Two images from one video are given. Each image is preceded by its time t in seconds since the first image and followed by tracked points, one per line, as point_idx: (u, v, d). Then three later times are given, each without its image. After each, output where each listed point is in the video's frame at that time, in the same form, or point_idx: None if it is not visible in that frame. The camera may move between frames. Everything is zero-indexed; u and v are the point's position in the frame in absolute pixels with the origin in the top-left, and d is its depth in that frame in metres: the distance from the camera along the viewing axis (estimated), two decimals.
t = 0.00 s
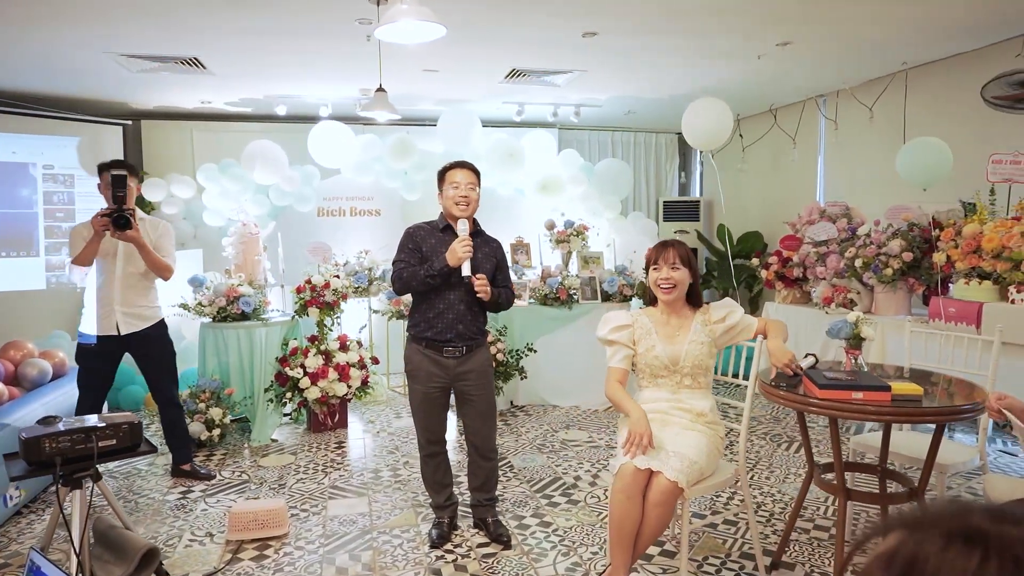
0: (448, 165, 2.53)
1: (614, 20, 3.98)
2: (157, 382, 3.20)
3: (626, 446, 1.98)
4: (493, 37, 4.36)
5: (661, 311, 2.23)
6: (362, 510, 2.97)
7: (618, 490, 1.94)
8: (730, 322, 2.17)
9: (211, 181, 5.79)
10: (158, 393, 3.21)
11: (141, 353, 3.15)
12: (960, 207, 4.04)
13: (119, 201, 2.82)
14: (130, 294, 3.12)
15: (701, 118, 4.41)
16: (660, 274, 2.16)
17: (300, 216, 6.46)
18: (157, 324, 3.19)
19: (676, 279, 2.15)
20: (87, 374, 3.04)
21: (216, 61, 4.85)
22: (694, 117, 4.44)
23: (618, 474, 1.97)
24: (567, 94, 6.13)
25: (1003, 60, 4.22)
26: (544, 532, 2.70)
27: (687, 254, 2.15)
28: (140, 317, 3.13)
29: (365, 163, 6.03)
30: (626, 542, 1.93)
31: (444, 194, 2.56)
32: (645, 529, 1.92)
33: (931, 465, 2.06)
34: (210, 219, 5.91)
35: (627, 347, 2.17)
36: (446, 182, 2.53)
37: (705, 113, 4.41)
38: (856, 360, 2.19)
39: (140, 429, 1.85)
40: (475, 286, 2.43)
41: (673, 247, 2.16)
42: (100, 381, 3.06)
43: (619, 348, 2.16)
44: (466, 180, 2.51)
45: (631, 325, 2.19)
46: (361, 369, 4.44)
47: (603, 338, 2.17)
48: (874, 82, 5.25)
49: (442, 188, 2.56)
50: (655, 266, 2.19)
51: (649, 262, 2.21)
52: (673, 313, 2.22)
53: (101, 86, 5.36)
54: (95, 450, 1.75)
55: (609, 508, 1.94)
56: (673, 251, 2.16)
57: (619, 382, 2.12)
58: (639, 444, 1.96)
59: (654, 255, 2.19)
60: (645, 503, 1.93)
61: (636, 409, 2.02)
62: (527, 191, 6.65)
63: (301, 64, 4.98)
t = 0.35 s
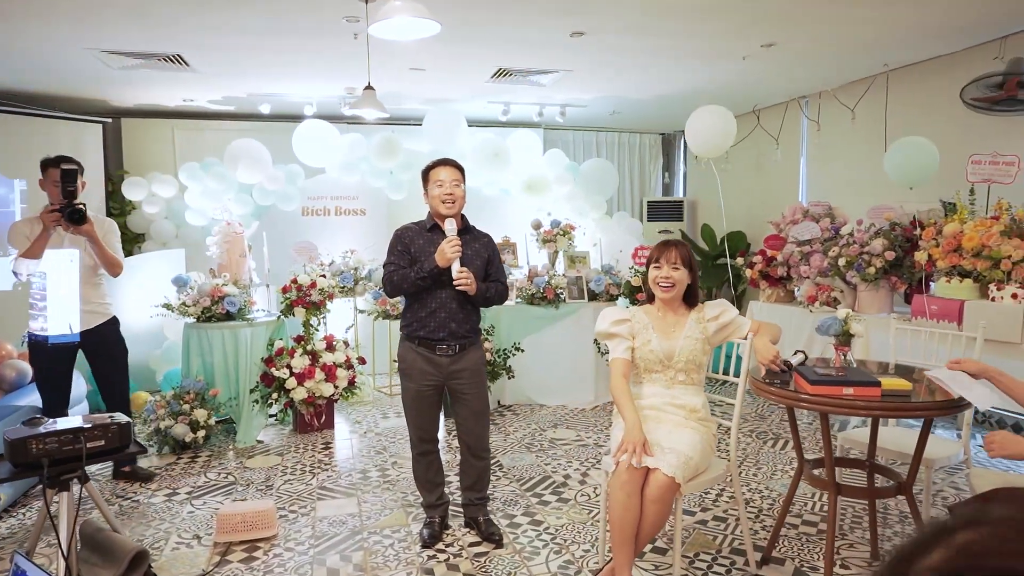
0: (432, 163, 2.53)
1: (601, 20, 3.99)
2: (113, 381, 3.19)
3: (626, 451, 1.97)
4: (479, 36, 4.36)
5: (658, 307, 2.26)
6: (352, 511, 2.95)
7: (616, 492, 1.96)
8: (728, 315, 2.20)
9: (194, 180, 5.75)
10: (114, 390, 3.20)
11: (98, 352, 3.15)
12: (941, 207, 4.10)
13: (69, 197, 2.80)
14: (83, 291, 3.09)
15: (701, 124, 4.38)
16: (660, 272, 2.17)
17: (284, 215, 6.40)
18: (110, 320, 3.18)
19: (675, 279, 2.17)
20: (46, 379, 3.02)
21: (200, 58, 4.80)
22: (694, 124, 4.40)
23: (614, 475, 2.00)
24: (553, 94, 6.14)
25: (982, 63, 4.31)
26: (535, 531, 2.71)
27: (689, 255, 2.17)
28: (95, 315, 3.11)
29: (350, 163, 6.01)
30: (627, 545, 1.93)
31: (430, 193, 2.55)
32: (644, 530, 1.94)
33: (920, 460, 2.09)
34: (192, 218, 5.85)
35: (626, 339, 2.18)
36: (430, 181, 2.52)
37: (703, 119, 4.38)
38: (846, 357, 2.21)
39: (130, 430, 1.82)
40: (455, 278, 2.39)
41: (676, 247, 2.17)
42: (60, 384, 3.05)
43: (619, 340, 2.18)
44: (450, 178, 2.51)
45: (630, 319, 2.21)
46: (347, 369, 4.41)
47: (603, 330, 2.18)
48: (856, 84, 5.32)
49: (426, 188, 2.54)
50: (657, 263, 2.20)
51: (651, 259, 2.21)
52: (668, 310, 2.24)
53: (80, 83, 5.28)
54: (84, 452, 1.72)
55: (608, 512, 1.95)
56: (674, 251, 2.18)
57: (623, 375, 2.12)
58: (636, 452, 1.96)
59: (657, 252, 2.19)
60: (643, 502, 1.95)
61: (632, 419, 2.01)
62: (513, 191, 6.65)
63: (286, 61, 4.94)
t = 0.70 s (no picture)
0: (417, 162, 2.51)
1: (586, 21, 4.01)
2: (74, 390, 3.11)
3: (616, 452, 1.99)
4: (463, 36, 4.34)
5: (652, 305, 2.28)
6: (339, 513, 2.93)
7: (609, 494, 1.97)
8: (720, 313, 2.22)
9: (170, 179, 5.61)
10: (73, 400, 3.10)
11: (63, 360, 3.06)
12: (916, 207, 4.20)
13: (39, 200, 2.62)
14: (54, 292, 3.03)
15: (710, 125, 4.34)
16: (661, 271, 2.20)
17: (263, 214, 6.31)
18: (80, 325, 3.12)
19: (675, 279, 2.20)
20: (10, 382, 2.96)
21: (177, 55, 4.72)
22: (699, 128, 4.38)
23: (606, 478, 2.01)
24: (535, 94, 6.15)
25: (955, 67, 4.42)
26: (525, 530, 2.71)
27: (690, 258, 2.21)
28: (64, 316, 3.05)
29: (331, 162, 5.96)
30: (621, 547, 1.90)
31: (416, 192, 2.52)
32: (637, 532, 1.91)
33: (904, 455, 2.13)
34: (167, 217, 5.77)
35: (619, 335, 2.21)
36: (417, 179, 2.50)
37: (711, 121, 4.34)
38: (832, 354, 2.25)
39: (117, 433, 1.80)
40: (441, 277, 2.38)
41: (679, 249, 2.21)
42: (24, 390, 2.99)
43: (611, 336, 2.21)
44: (437, 176, 2.49)
45: (624, 317, 2.24)
46: (331, 370, 4.37)
47: (595, 325, 2.22)
48: (833, 86, 5.42)
49: (413, 186, 2.52)
50: (658, 263, 2.23)
51: (652, 257, 2.24)
52: (662, 310, 2.27)
53: (52, 79, 5.15)
54: (70, 455, 1.70)
55: (601, 515, 1.95)
56: (677, 253, 2.22)
57: (614, 370, 2.16)
58: (627, 452, 1.99)
59: (659, 252, 2.22)
60: (636, 504, 1.96)
61: (624, 420, 2.06)
62: (495, 191, 6.65)
63: (266, 59, 4.87)
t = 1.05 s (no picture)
0: (411, 164, 2.50)
1: (577, 22, 4.02)
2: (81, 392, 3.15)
3: (618, 456, 2.06)
4: (452, 36, 4.33)
5: (652, 307, 2.37)
6: (333, 516, 2.91)
7: (616, 496, 2.03)
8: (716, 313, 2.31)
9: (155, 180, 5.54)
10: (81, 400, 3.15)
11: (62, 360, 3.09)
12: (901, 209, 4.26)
13: (24, 213, 2.55)
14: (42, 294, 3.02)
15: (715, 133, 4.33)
16: (665, 274, 2.28)
17: (248, 215, 6.24)
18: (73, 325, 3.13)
19: (678, 282, 2.27)
20: (4, 382, 2.93)
21: (162, 54, 4.66)
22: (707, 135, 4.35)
23: (611, 483, 2.07)
24: (522, 95, 6.15)
25: (938, 71, 4.49)
26: (520, 531, 2.71)
27: (692, 261, 2.29)
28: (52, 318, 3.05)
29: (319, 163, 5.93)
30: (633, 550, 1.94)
31: (410, 195, 2.51)
32: (648, 531, 1.96)
33: (897, 454, 2.16)
34: (152, 219, 5.67)
35: (621, 336, 2.30)
36: (412, 182, 2.49)
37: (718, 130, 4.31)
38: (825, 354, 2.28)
39: (111, 437, 1.78)
40: (442, 282, 2.40)
41: (681, 252, 2.29)
42: (20, 390, 2.97)
43: (613, 338, 2.29)
44: (431, 179, 2.48)
45: (625, 317, 2.33)
46: (321, 373, 4.34)
47: (597, 326, 2.30)
48: (818, 89, 5.49)
49: (407, 190, 2.51)
50: (662, 266, 2.31)
51: (656, 260, 2.31)
52: (662, 312, 2.36)
53: (33, 78, 5.06)
54: (64, 460, 1.67)
55: (610, 518, 2.00)
56: (680, 256, 2.29)
57: (616, 371, 2.25)
58: (629, 455, 2.06)
59: (663, 255, 2.30)
60: (643, 505, 2.01)
61: (625, 424, 2.13)
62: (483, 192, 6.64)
63: (252, 58, 4.83)
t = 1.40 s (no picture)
0: (403, 166, 2.48)
1: (570, 23, 4.02)
2: (97, 399, 3.10)
3: (617, 457, 2.06)
4: (444, 37, 4.31)
5: (650, 309, 2.38)
6: (327, 520, 2.88)
7: (615, 497, 2.02)
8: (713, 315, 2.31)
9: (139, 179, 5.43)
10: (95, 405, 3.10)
11: (79, 362, 3.07)
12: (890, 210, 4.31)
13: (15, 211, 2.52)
14: (61, 299, 3.00)
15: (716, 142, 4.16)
16: (663, 278, 2.28)
17: (235, 215, 6.17)
18: (94, 329, 3.08)
19: (677, 286, 2.28)
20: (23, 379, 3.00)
21: (149, 53, 4.59)
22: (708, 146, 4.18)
23: (610, 484, 2.06)
24: (512, 96, 6.14)
25: (924, 73, 4.54)
26: (517, 534, 2.70)
27: (691, 263, 2.30)
28: (78, 322, 3.02)
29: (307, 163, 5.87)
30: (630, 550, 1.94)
31: (402, 198, 2.48)
32: (646, 532, 1.96)
33: (893, 454, 2.17)
34: (136, 220, 5.58)
35: (620, 338, 2.31)
36: (404, 185, 2.47)
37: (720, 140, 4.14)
38: (822, 355, 2.30)
39: (105, 445, 1.76)
40: (436, 286, 2.38)
41: (679, 255, 2.29)
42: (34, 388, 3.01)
43: (612, 340, 2.30)
44: (423, 182, 2.46)
45: (623, 319, 2.34)
46: (311, 375, 4.29)
47: (596, 328, 2.30)
48: (806, 91, 5.54)
49: (398, 193, 2.49)
50: (659, 269, 2.31)
51: (654, 264, 2.31)
52: (660, 315, 2.37)
53: (15, 76, 4.97)
54: (58, 468, 1.65)
55: (608, 520, 1.99)
56: (678, 259, 2.29)
57: (615, 373, 2.25)
58: (629, 457, 2.05)
59: (661, 259, 2.30)
60: (641, 507, 2.00)
61: (625, 427, 2.13)
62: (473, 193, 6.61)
63: (241, 58, 4.78)
